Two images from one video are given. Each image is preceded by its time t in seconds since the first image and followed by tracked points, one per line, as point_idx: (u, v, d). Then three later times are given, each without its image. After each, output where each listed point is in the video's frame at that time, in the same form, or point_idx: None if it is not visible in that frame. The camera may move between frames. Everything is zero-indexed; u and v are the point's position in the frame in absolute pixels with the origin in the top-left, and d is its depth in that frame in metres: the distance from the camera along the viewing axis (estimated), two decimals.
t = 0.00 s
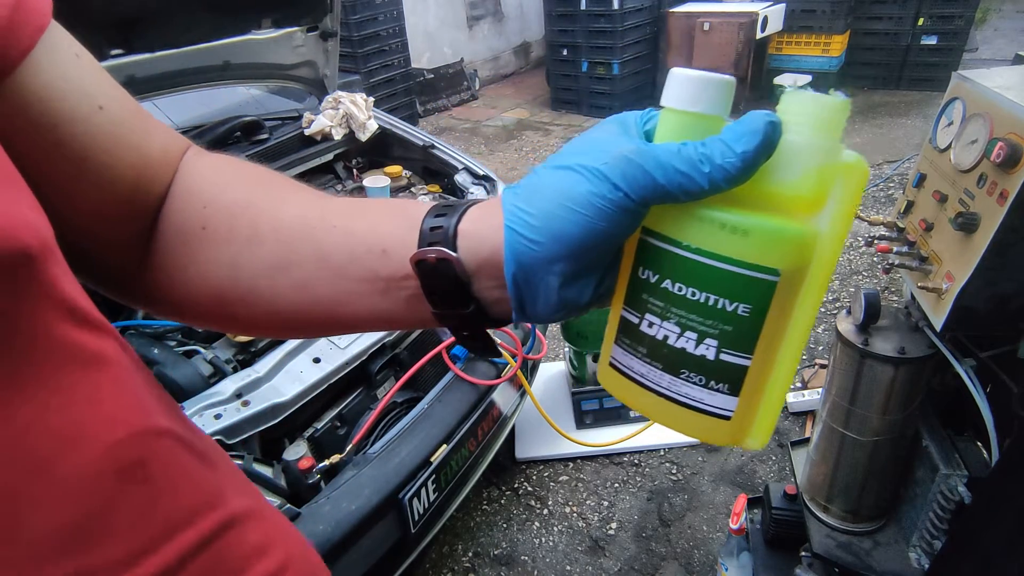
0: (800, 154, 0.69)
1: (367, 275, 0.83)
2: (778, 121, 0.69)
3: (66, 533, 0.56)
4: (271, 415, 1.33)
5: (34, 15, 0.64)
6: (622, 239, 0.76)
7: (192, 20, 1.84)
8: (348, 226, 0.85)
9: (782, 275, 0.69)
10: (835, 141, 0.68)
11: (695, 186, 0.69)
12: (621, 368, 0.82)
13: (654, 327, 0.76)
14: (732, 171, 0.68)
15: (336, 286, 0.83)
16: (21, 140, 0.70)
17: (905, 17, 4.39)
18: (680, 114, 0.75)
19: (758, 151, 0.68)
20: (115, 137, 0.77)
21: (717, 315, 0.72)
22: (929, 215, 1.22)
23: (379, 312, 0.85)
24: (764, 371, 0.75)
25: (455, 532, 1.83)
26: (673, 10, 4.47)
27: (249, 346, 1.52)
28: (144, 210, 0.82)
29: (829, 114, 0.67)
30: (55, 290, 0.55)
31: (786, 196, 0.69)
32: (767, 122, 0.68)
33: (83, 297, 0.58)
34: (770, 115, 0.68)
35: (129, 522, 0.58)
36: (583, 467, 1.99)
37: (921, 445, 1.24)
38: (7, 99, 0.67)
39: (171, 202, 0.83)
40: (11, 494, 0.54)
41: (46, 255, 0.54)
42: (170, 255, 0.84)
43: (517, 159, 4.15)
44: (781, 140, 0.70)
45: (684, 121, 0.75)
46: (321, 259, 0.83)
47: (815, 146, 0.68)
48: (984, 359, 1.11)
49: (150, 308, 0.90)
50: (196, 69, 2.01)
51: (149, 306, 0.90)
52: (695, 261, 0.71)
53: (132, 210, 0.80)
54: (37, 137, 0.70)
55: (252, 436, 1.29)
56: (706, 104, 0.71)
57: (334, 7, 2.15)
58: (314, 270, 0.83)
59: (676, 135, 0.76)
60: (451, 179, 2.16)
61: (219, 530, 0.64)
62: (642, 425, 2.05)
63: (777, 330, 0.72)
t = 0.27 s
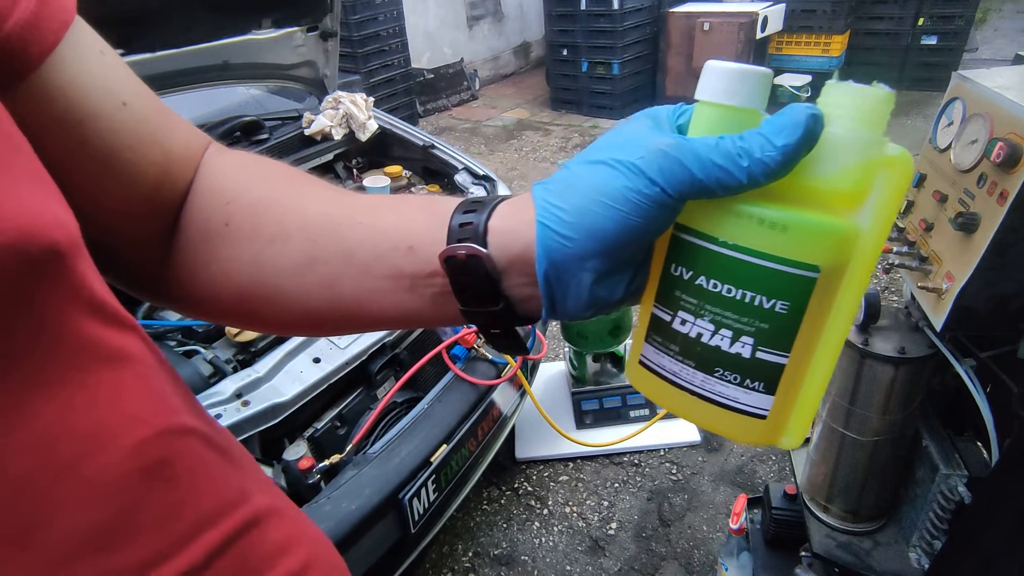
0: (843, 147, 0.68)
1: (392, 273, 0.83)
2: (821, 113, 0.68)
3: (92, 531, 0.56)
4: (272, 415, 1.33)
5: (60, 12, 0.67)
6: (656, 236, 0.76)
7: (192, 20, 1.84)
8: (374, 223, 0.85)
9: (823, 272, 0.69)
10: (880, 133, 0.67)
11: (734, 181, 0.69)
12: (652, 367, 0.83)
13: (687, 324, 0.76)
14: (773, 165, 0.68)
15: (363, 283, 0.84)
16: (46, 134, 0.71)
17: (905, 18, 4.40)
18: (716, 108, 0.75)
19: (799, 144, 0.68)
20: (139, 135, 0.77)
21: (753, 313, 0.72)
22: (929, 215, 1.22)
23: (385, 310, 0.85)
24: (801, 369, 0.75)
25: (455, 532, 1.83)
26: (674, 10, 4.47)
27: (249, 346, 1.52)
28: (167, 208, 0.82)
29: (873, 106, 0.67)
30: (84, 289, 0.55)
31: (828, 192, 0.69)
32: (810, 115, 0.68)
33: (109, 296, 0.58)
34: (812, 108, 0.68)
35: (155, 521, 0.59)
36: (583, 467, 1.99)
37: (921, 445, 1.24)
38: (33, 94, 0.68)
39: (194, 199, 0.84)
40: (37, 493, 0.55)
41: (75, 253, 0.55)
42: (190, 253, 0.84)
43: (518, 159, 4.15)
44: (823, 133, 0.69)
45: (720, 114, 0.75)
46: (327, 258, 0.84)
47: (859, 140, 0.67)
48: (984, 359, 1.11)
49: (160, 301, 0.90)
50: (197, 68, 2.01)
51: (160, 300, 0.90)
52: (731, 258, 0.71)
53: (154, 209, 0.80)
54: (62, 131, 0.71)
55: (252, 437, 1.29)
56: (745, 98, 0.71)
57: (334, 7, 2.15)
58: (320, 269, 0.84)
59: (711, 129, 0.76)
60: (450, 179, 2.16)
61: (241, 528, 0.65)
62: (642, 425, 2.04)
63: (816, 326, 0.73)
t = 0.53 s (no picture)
0: (868, 142, 0.69)
1: (410, 267, 0.84)
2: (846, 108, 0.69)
3: (113, 526, 0.57)
4: (272, 415, 1.33)
5: (79, 7, 0.67)
6: (675, 233, 0.77)
7: (192, 19, 1.84)
8: (392, 217, 0.86)
9: (847, 267, 0.69)
10: (906, 127, 0.67)
11: (756, 176, 0.70)
12: (670, 363, 0.84)
13: (705, 321, 0.77)
14: (796, 160, 0.69)
15: (383, 277, 0.84)
16: (65, 131, 0.71)
17: (905, 18, 4.40)
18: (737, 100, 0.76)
19: (824, 139, 0.68)
20: (156, 131, 0.77)
21: (773, 309, 0.72)
22: (929, 214, 1.22)
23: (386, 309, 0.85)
24: (822, 366, 0.75)
25: (455, 532, 1.83)
26: (674, 10, 4.47)
27: (249, 346, 1.52)
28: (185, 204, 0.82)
29: (900, 101, 0.67)
30: (105, 287, 0.56)
31: (853, 187, 0.69)
32: (835, 109, 0.68)
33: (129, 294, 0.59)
34: (837, 102, 0.68)
35: (175, 516, 0.59)
36: (583, 467, 1.99)
37: (921, 445, 1.24)
38: (54, 90, 0.68)
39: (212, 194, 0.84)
40: (58, 490, 0.55)
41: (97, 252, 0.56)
42: (207, 249, 0.85)
43: (518, 159, 4.15)
44: (850, 128, 0.70)
45: (742, 107, 0.76)
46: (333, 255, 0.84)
47: (885, 135, 0.68)
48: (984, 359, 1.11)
49: (170, 294, 0.91)
50: (197, 69, 2.01)
51: (171, 292, 0.91)
52: (754, 253, 0.71)
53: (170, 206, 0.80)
54: (81, 127, 0.71)
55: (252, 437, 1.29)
56: (767, 92, 0.72)
57: (334, 7, 2.15)
58: (326, 268, 0.84)
59: (734, 124, 0.77)
60: (450, 179, 2.16)
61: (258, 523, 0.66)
62: (643, 425, 2.04)
63: (838, 323, 0.73)
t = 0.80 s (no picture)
0: (875, 135, 0.69)
1: (415, 262, 0.84)
2: (854, 100, 0.69)
3: (123, 522, 0.57)
4: (272, 415, 1.33)
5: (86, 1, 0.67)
6: (682, 226, 0.78)
7: (192, 19, 1.84)
8: (395, 213, 0.86)
9: (853, 261, 0.70)
10: (915, 120, 0.67)
11: (763, 170, 0.71)
12: (675, 357, 0.85)
13: (712, 315, 0.79)
14: (803, 153, 0.69)
15: (387, 273, 0.84)
16: (73, 128, 0.71)
17: (905, 18, 4.40)
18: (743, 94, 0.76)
19: (831, 132, 0.69)
20: (161, 126, 0.77)
21: (779, 302, 0.74)
22: (928, 214, 1.22)
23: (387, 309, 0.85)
24: (828, 360, 0.76)
25: (455, 532, 1.83)
26: (674, 10, 4.46)
27: (249, 346, 1.52)
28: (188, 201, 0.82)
29: (908, 94, 0.67)
30: (113, 282, 0.56)
31: (859, 181, 0.69)
32: (842, 103, 0.68)
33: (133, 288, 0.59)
34: (844, 95, 0.68)
35: (185, 511, 0.60)
36: (583, 467, 1.99)
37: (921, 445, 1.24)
38: (63, 86, 0.68)
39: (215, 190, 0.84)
40: (68, 487, 0.55)
41: (105, 248, 0.56)
42: (212, 244, 0.85)
43: (517, 159, 4.15)
44: (857, 120, 0.70)
45: (748, 102, 0.77)
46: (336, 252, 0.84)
47: (891, 128, 0.68)
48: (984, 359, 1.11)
49: (172, 289, 0.91)
50: (197, 68, 2.01)
51: (172, 287, 0.91)
52: (759, 247, 0.73)
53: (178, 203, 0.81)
54: (89, 122, 0.72)
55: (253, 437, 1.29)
56: (775, 86, 0.72)
57: (334, 7, 2.15)
58: (328, 267, 0.84)
59: (740, 119, 0.78)
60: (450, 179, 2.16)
61: (264, 520, 0.66)
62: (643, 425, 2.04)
63: (843, 317, 0.73)
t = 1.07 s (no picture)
0: (871, 135, 0.69)
1: (415, 261, 0.84)
2: (850, 101, 0.69)
3: (129, 519, 0.57)
4: (272, 415, 1.33)
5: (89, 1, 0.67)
6: (680, 226, 0.78)
7: (191, 19, 1.84)
8: (395, 213, 0.86)
9: (850, 260, 0.70)
10: (911, 121, 0.67)
11: (761, 170, 0.70)
12: (674, 357, 0.85)
13: (710, 314, 0.78)
14: (801, 154, 0.69)
15: (387, 272, 0.84)
16: (76, 128, 0.71)
17: (905, 18, 4.39)
18: (740, 95, 0.76)
19: (830, 132, 0.68)
20: (162, 125, 0.77)
21: (777, 302, 0.73)
22: (929, 214, 1.22)
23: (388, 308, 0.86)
24: (825, 359, 0.76)
25: (455, 533, 1.83)
26: (674, 10, 4.46)
27: (249, 346, 1.52)
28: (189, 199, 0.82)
29: (904, 94, 0.67)
30: (116, 280, 0.56)
31: (857, 180, 0.69)
32: (839, 103, 0.68)
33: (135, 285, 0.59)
34: (842, 96, 0.68)
35: (192, 505, 0.60)
36: (583, 467, 1.99)
37: (921, 445, 1.24)
38: (65, 85, 0.68)
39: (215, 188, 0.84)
40: (72, 485, 0.55)
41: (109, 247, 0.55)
42: (212, 242, 0.85)
43: (517, 159, 4.15)
44: (853, 120, 0.70)
45: (745, 102, 0.77)
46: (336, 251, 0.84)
47: (889, 128, 0.67)
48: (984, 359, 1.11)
49: (171, 286, 0.90)
50: (197, 68, 2.01)
51: (171, 286, 0.90)
52: (758, 247, 0.72)
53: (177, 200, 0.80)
54: (90, 121, 0.72)
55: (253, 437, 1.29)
56: (773, 86, 0.72)
57: (334, 7, 2.15)
58: (327, 266, 0.84)
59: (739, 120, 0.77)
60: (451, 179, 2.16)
61: (267, 514, 0.67)
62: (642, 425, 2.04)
63: (839, 317, 0.73)
